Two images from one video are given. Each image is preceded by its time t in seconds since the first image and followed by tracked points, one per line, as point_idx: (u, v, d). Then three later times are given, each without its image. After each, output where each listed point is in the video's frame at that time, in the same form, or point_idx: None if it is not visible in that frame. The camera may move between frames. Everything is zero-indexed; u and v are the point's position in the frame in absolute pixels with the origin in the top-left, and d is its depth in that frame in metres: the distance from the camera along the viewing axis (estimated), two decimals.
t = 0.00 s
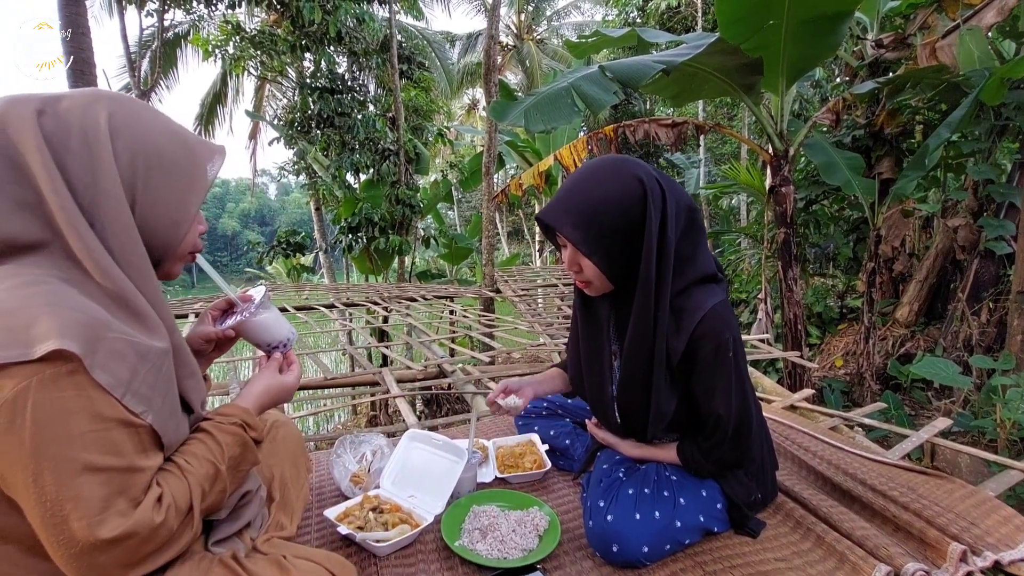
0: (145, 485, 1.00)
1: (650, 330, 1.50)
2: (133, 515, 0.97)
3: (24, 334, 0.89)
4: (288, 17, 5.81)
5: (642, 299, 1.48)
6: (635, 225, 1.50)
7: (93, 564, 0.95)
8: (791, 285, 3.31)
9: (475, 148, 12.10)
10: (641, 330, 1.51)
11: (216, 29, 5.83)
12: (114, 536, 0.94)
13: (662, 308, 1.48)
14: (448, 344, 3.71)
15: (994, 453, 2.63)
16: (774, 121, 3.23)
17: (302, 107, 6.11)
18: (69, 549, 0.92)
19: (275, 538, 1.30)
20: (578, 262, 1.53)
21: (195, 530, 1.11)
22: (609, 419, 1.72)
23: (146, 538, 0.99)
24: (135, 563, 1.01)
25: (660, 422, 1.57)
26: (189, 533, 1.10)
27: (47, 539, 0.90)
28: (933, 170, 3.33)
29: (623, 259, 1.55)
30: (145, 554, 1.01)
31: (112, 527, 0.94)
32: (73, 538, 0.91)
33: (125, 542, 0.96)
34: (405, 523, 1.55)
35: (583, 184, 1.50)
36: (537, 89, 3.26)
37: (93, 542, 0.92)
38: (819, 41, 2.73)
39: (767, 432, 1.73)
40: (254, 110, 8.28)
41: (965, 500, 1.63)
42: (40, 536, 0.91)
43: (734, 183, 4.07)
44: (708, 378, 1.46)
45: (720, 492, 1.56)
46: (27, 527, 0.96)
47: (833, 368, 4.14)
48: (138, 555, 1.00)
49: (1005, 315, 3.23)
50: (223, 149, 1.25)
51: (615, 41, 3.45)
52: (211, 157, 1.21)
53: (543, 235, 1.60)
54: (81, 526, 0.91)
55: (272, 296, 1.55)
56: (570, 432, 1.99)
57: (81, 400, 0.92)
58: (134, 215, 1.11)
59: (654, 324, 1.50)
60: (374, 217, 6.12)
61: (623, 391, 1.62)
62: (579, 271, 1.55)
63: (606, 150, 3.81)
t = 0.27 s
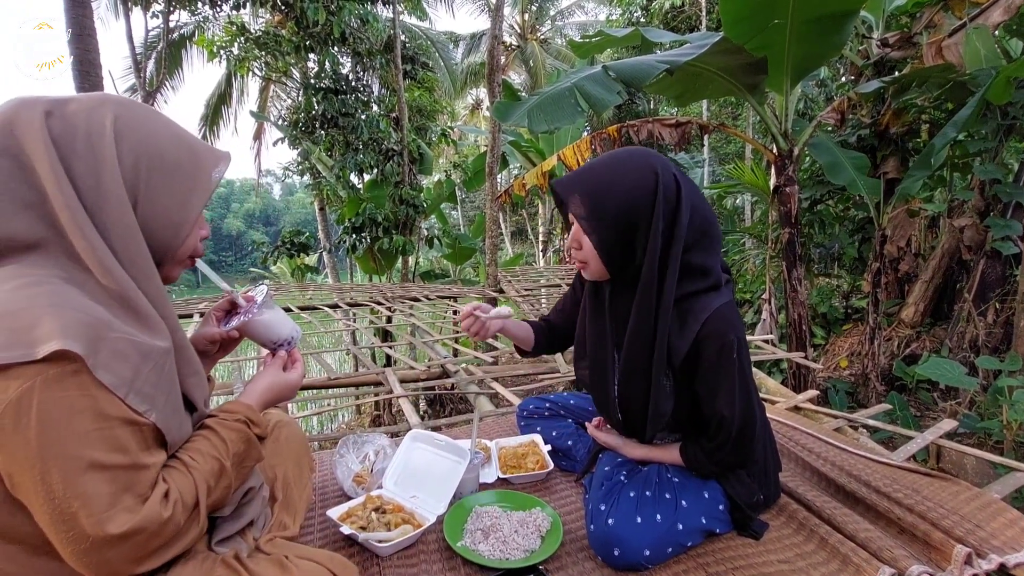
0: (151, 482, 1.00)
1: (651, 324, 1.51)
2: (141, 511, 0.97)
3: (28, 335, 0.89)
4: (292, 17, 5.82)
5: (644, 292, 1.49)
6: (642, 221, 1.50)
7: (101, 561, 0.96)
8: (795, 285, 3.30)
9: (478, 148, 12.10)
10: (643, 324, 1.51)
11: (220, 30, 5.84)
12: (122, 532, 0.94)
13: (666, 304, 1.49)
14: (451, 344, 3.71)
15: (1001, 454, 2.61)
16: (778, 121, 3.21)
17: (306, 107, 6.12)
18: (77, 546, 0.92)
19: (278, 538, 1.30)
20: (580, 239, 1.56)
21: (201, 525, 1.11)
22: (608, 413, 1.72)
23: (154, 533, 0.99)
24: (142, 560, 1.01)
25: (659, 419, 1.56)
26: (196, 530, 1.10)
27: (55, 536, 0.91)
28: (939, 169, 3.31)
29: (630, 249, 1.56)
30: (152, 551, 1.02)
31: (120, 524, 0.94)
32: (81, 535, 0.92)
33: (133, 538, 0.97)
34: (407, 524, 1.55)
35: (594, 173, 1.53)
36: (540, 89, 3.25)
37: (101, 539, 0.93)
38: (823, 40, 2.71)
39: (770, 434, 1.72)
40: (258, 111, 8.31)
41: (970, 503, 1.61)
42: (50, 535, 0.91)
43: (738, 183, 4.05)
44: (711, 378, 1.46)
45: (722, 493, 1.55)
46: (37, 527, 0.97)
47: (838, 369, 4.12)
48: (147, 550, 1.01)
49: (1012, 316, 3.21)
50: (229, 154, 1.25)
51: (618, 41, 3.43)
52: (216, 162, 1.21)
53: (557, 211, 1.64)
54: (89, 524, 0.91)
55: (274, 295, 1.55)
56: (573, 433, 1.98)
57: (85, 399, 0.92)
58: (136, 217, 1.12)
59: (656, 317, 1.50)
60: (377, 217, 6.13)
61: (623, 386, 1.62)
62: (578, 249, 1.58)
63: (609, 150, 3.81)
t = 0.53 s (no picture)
0: (158, 477, 1.01)
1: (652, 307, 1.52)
2: (149, 505, 0.97)
3: (34, 334, 0.89)
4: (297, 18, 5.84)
5: (647, 273, 1.51)
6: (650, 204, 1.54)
7: (109, 555, 0.96)
8: (800, 286, 3.28)
9: (483, 148, 12.10)
10: (644, 306, 1.52)
11: (226, 31, 5.86)
12: (130, 526, 0.95)
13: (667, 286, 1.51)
14: (454, 344, 3.71)
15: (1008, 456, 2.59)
16: (783, 120, 3.20)
17: (311, 108, 6.14)
18: (86, 540, 0.93)
19: (281, 537, 1.31)
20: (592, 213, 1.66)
21: (207, 521, 1.11)
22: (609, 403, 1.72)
23: (162, 527, 1.00)
24: (148, 555, 1.01)
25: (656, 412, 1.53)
26: (201, 526, 1.10)
27: (63, 531, 0.92)
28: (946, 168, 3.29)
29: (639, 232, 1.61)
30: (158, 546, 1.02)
31: (128, 518, 0.95)
32: (90, 529, 0.92)
33: (142, 532, 0.97)
34: (411, 523, 1.55)
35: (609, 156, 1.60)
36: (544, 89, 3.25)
37: (110, 532, 0.93)
38: (829, 39, 2.70)
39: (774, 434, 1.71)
40: (263, 111, 8.34)
41: (977, 505, 1.60)
42: (58, 530, 0.92)
43: (743, 183, 4.04)
44: (708, 363, 1.46)
45: (725, 491, 1.55)
46: (45, 524, 0.97)
47: (844, 370, 4.10)
48: (155, 544, 1.01)
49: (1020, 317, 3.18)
50: (232, 156, 1.25)
51: (623, 41, 3.43)
52: (219, 164, 1.22)
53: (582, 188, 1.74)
54: (98, 518, 0.92)
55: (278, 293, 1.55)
56: (577, 433, 1.98)
57: (91, 396, 0.92)
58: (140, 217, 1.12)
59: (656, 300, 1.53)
60: (382, 217, 6.13)
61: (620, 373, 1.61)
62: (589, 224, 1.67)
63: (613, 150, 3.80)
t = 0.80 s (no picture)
0: (163, 481, 1.01)
1: (653, 292, 1.56)
2: (155, 509, 0.98)
3: (41, 339, 0.90)
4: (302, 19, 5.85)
5: (646, 258, 1.56)
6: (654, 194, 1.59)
7: (116, 559, 0.96)
8: (805, 287, 3.27)
9: (486, 148, 12.10)
10: (644, 291, 1.57)
11: (231, 32, 5.88)
12: (137, 530, 0.95)
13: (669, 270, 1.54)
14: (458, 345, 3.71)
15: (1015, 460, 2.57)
16: (788, 121, 3.19)
17: (315, 108, 6.15)
18: (93, 543, 0.93)
19: (287, 540, 1.31)
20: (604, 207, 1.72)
21: (212, 524, 1.12)
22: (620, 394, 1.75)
23: (168, 530, 1.00)
24: (155, 558, 1.02)
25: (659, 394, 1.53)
26: (207, 529, 1.10)
27: (70, 535, 0.92)
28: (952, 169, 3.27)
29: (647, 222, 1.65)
30: (164, 550, 1.02)
31: (135, 521, 0.95)
32: (97, 533, 0.92)
33: (149, 536, 0.97)
34: (415, 527, 1.55)
35: (618, 151, 1.67)
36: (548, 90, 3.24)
37: (118, 535, 0.94)
38: (834, 40, 2.69)
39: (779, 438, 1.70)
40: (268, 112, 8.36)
41: (984, 511, 1.59)
42: (66, 534, 0.92)
43: (748, 183, 4.02)
44: (707, 342, 1.47)
45: (730, 491, 1.54)
46: (52, 527, 0.98)
47: (849, 371, 4.08)
48: (161, 547, 1.01)
49: None
50: (237, 159, 1.25)
51: (627, 41, 3.42)
52: (224, 167, 1.22)
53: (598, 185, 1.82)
54: (105, 522, 0.92)
55: (283, 296, 1.56)
56: (581, 436, 1.97)
57: (98, 401, 0.93)
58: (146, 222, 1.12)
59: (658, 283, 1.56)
60: (385, 218, 6.14)
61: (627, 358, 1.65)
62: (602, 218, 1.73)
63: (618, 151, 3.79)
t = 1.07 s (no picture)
0: (166, 484, 1.01)
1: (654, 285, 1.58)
2: (158, 512, 0.98)
3: (46, 344, 0.90)
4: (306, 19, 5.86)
5: (647, 251, 1.58)
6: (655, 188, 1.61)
7: (120, 562, 0.96)
8: (810, 289, 3.25)
9: (490, 148, 12.10)
10: (645, 284, 1.59)
11: (235, 33, 5.89)
12: (140, 534, 0.95)
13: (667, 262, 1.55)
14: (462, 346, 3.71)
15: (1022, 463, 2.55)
16: (793, 122, 3.17)
17: (320, 109, 6.16)
18: (96, 546, 0.93)
19: (290, 543, 1.31)
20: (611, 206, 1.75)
21: (215, 527, 1.12)
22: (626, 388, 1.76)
23: (171, 534, 1.00)
24: (158, 562, 1.02)
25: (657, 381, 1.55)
26: (210, 533, 1.11)
27: (74, 538, 0.92)
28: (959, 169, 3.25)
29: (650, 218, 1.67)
30: (167, 553, 1.02)
31: (138, 525, 0.95)
32: (100, 536, 0.93)
33: (151, 539, 0.97)
34: (417, 530, 1.55)
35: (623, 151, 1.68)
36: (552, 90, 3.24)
37: (121, 539, 0.94)
38: (840, 40, 2.67)
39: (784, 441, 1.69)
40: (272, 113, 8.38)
41: (990, 516, 1.58)
42: (70, 537, 0.93)
43: (753, 183, 4.01)
44: (700, 330, 1.47)
45: (733, 494, 1.53)
46: (55, 530, 0.98)
47: (854, 372, 4.06)
48: (164, 550, 1.01)
49: None
50: (241, 163, 1.25)
51: (631, 42, 3.41)
52: (228, 171, 1.22)
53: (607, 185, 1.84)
54: (108, 525, 0.92)
55: (287, 299, 1.56)
56: (584, 438, 1.97)
57: (102, 405, 0.93)
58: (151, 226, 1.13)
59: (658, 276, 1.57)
60: (389, 218, 6.14)
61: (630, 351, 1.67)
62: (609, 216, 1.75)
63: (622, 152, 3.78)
